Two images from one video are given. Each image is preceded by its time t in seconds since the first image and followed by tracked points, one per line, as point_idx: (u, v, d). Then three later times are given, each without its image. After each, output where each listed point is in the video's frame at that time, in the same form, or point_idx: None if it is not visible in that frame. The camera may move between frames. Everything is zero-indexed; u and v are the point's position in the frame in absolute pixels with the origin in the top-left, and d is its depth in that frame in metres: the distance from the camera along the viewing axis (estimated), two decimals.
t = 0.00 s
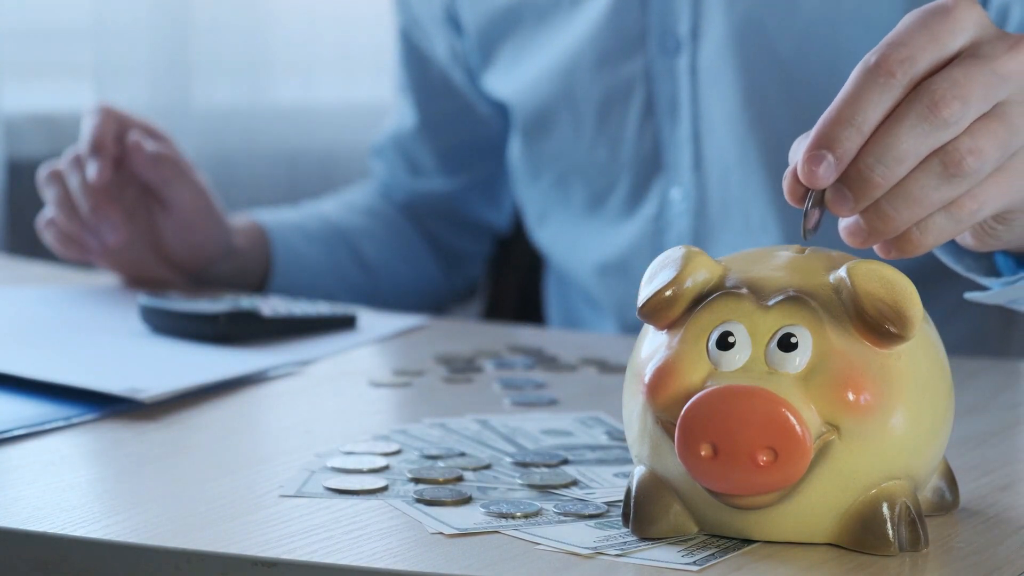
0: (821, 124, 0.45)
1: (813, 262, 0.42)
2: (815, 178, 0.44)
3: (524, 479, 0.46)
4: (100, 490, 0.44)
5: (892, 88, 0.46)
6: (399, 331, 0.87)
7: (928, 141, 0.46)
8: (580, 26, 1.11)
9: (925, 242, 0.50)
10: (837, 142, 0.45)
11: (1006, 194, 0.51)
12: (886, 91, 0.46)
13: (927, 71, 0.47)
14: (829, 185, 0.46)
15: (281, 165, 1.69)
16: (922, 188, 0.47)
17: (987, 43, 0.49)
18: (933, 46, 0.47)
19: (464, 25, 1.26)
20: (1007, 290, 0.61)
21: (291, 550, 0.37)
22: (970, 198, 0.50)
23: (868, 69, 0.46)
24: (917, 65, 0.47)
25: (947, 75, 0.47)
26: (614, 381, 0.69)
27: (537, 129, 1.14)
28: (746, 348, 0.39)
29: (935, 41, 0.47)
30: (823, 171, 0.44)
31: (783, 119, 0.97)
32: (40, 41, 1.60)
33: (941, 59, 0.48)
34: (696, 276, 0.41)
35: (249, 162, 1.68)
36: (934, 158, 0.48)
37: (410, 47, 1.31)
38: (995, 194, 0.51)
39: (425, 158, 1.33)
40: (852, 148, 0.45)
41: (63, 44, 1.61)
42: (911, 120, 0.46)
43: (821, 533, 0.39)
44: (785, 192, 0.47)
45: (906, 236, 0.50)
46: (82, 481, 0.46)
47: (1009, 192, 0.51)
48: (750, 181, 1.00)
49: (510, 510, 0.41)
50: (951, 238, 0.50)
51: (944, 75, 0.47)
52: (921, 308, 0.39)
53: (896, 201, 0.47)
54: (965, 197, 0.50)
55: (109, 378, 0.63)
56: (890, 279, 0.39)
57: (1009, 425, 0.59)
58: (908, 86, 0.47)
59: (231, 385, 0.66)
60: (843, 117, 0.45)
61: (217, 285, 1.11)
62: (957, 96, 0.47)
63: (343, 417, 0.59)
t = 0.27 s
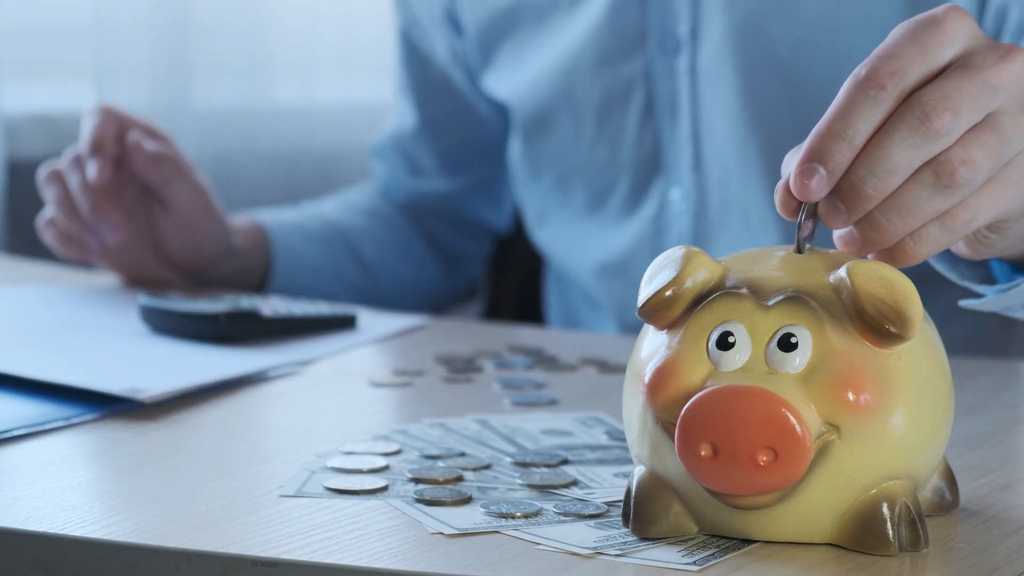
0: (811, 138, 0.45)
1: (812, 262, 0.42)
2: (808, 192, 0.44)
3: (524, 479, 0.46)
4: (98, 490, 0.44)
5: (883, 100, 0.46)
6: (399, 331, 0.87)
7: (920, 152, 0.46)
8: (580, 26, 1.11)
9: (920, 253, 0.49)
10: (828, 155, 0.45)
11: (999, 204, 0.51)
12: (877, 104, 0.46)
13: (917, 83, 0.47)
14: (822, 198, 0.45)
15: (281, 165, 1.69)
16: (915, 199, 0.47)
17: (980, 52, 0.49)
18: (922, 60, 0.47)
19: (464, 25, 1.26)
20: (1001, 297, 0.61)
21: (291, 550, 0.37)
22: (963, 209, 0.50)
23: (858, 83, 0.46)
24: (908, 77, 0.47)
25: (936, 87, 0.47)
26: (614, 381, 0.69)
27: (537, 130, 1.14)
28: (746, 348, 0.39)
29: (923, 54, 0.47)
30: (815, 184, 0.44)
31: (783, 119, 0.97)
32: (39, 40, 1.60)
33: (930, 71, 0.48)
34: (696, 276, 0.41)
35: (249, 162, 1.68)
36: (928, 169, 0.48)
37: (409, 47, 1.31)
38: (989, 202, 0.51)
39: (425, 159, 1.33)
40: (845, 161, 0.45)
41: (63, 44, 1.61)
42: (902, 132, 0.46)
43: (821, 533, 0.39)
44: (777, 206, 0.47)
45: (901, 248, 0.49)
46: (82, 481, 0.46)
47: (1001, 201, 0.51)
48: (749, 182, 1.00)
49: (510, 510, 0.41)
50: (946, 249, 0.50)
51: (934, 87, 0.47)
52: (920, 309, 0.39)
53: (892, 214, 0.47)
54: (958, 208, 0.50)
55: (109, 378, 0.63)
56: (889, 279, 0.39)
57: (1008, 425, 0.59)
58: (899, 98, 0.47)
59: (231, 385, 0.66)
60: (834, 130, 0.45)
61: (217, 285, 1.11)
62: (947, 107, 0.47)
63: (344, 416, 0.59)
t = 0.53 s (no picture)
0: (810, 141, 0.45)
1: (812, 262, 0.42)
2: (806, 194, 0.44)
3: (524, 479, 0.46)
4: (98, 490, 0.44)
5: (881, 102, 0.46)
6: (399, 331, 0.87)
7: (919, 153, 0.46)
8: (579, 26, 1.11)
9: (919, 253, 0.49)
10: (827, 157, 0.45)
11: (998, 204, 0.51)
12: (875, 106, 0.46)
13: (915, 84, 0.47)
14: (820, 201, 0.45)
15: (281, 165, 1.69)
16: (914, 200, 0.47)
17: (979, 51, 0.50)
18: (920, 61, 0.47)
19: (463, 25, 1.26)
20: (999, 298, 0.61)
21: (291, 550, 0.37)
22: (962, 210, 0.50)
23: (856, 85, 0.46)
24: (906, 79, 0.47)
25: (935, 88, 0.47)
26: (614, 381, 0.70)
27: (537, 130, 1.14)
28: (746, 348, 0.39)
29: (920, 55, 0.48)
30: (813, 187, 0.44)
31: (782, 119, 0.97)
32: (39, 40, 1.60)
33: (929, 72, 0.48)
34: (696, 276, 0.41)
35: (249, 162, 1.68)
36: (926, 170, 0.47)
37: (409, 48, 1.31)
38: (987, 203, 0.51)
39: (425, 159, 1.33)
40: (843, 163, 0.45)
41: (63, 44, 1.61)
42: (901, 133, 0.46)
43: (821, 533, 0.39)
44: (776, 209, 0.47)
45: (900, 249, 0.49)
46: (82, 481, 0.46)
47: (1000, 202, 0.51)
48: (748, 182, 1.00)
49: (510, 510, 0.41)
50: (945, 249, 0.50)
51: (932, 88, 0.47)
52: (921, 309, 0.39)
53: (892, 216, 0.47)
54: (957, 209, 0.50)
55: (109, 378, 0.63)
56: (889, 280, 0.39)
57: (1008, 425, 0.59)
58: (897, 100, 0.47)
59: (231, 384, 0.66)
60: (833, 132, 0.45)
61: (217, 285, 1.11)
62: (946, 108, 0.47)
63: (344, 416, 0.59)
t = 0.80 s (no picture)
0: (809, 144, 0.45)
1: (812, 263, 0.42)
2: (805, 199, 0.44)
3: (524, 479, 0.46)
4: (98, 490, 0.44)
5: (879, 105, 0.46)
6: (399, 331, 0.87)
7: (918, 154, 0.46)
8: (579, 26, 1.11)
9: (919, 254, 0.49)
10: (825, 160, 0.45)
11: (998, 204, 0.51)
12: (872, 109, 0.46)
13: (913, 86, 0.47)
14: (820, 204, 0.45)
15: (281, 165, 1.70)
16: (914, 202, 0.47)
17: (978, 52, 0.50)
18: (917, 63, 0.47)
19: (463, 26, 1.26)
20: (999, 295, 0.62)
21: (291, 550, 0.37)
22: (962, 210, 0.50)
23: (853, 88, 0.46)
24: (904, 81, 0.47)
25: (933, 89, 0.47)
26: (613, 381, 0.70)
27: (537, 130, 1.14)
28: (747, 348, 0.39)
29: (917, 57, 0.48)
30: (812, 191, 0.44)
31: (782, 119, 0.97)
32: (39, 40, 1.60)
33: (926, 74, 0.48)
34: (696, 276, 0.41)
35: (249, 162, 1.68)
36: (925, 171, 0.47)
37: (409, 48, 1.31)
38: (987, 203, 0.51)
39: (425, 159, 1.33)
40: (842, 166, 0.45)
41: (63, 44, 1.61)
42: (900, 134, 0.46)
43: (821, 533, 0.39)
44: (775, 212, 0.47)
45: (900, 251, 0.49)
46: (82, 481, 0.46)
47: (1000, 202, 0.51)
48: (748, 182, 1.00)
49: (510, 510, 0.41)
50: (945, 250, 0.50)
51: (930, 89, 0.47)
52: (920, 308, 0.39)
53: (892, 217, 0.47)
54: (957, 209, 0.50)
55: (108, 378, 0.63)
56: (889, 279, 0.39)
57: (1007, 425, 0.59)
58: (895, 103, 0.47)
59: (231, 384, 0.66)
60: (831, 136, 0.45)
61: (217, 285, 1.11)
62: (944, 109, 0.47)
63: (344, 416, 0.59)
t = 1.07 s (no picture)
0: (808, 146, 0.45)
1: (811, 263, 0.42)
2: (805, 200, 0.44)
3: (524, 479, 0.46)
4: (98, 490, 0.44)
5: (877, 106, 0.46)
6: (399, 331, 0.87)
7: (918, 155, 0.46)
8: (579, 26, 1.11)
9: (919, 255, 0.49)
10: (824, 162, 0.45)
11: (998, 204, 0.51)
12: (870, 111, 0.46)
13: (911, 87, 0.47)
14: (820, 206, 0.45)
15: (281, 165, 1.70)
16: (913, 202, 0.47)
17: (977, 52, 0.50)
18: (916, 64, 0.47)
19: (463, 26, 1.26)
20: (999, 294, 0.62)
21: (290, 549, 0.37)
22: (961, 210, 0.50)
23: (852, 90, 0.46)
24: (902, 83, 0.47)
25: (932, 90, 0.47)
26: (613, 381, 0.70)
27: (537, 130, 1.14)
28: (747, 348, 0.39)
29: (916, 58, 0.48)
30: (812, 192, 0.44)
31: (782, 119, 0.97)
32: (39, 40, 1.60)
33: (925, 75, 0.48)
34: (696, 276, 0.41)
35: (249, 162, 1.68)
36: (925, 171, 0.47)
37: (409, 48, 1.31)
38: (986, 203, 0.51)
39: (425, 159, 1.33)
40: (842, 168, 0.45)
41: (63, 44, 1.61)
42: (898, 135, 0.46)
43: (821, 533, 0.39)
44: (775, 214, 0.47)
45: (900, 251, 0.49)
46: (82, 481, 0.46)
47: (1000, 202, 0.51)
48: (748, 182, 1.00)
49: (509, 510, 0.41)
50: (946, 250, 0.50)
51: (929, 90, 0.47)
52: (920, 308, 0.39)
53: (891, 218, 0.47)
54: (957, 209, 0.50)
55: (108, 378, 0.63)
56: (888, 280, 0.39)
57: (1007, 425, 0.59)
58: (894, 104, 0.47)
59: (231, 384, 0.66)
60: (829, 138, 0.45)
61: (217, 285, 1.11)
62: (943, 109, 0.47)
63: (344, 416, 0.59)
